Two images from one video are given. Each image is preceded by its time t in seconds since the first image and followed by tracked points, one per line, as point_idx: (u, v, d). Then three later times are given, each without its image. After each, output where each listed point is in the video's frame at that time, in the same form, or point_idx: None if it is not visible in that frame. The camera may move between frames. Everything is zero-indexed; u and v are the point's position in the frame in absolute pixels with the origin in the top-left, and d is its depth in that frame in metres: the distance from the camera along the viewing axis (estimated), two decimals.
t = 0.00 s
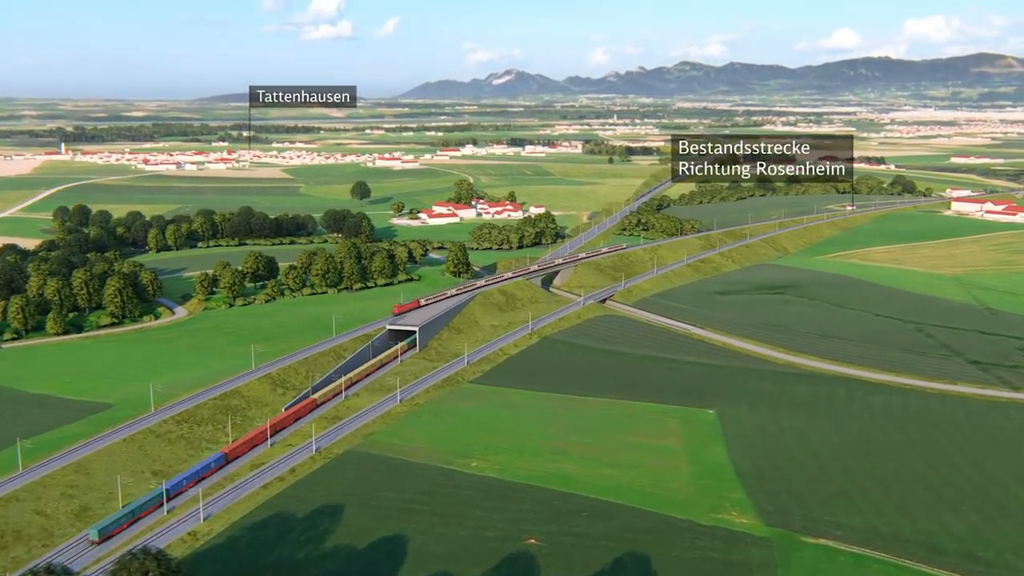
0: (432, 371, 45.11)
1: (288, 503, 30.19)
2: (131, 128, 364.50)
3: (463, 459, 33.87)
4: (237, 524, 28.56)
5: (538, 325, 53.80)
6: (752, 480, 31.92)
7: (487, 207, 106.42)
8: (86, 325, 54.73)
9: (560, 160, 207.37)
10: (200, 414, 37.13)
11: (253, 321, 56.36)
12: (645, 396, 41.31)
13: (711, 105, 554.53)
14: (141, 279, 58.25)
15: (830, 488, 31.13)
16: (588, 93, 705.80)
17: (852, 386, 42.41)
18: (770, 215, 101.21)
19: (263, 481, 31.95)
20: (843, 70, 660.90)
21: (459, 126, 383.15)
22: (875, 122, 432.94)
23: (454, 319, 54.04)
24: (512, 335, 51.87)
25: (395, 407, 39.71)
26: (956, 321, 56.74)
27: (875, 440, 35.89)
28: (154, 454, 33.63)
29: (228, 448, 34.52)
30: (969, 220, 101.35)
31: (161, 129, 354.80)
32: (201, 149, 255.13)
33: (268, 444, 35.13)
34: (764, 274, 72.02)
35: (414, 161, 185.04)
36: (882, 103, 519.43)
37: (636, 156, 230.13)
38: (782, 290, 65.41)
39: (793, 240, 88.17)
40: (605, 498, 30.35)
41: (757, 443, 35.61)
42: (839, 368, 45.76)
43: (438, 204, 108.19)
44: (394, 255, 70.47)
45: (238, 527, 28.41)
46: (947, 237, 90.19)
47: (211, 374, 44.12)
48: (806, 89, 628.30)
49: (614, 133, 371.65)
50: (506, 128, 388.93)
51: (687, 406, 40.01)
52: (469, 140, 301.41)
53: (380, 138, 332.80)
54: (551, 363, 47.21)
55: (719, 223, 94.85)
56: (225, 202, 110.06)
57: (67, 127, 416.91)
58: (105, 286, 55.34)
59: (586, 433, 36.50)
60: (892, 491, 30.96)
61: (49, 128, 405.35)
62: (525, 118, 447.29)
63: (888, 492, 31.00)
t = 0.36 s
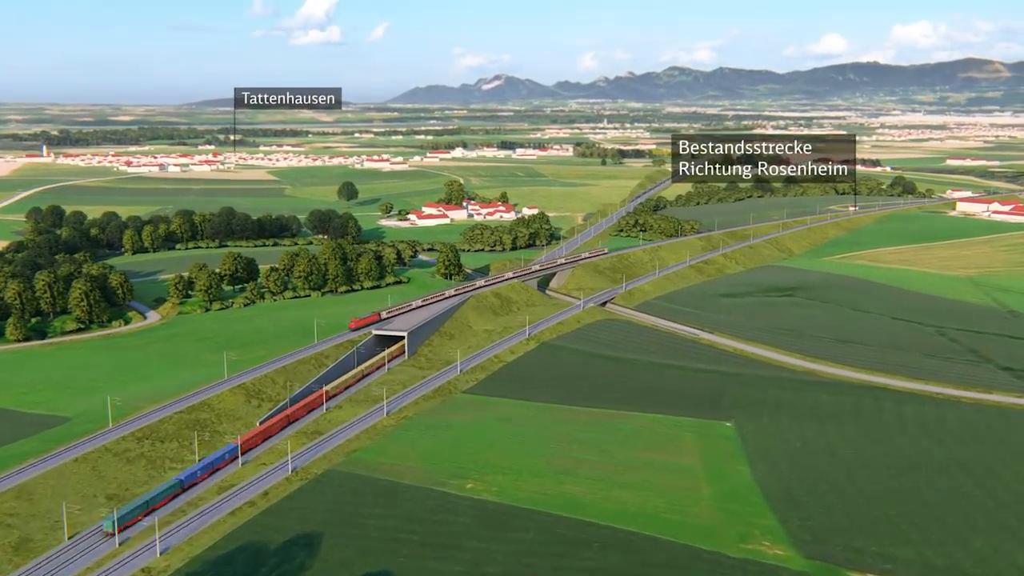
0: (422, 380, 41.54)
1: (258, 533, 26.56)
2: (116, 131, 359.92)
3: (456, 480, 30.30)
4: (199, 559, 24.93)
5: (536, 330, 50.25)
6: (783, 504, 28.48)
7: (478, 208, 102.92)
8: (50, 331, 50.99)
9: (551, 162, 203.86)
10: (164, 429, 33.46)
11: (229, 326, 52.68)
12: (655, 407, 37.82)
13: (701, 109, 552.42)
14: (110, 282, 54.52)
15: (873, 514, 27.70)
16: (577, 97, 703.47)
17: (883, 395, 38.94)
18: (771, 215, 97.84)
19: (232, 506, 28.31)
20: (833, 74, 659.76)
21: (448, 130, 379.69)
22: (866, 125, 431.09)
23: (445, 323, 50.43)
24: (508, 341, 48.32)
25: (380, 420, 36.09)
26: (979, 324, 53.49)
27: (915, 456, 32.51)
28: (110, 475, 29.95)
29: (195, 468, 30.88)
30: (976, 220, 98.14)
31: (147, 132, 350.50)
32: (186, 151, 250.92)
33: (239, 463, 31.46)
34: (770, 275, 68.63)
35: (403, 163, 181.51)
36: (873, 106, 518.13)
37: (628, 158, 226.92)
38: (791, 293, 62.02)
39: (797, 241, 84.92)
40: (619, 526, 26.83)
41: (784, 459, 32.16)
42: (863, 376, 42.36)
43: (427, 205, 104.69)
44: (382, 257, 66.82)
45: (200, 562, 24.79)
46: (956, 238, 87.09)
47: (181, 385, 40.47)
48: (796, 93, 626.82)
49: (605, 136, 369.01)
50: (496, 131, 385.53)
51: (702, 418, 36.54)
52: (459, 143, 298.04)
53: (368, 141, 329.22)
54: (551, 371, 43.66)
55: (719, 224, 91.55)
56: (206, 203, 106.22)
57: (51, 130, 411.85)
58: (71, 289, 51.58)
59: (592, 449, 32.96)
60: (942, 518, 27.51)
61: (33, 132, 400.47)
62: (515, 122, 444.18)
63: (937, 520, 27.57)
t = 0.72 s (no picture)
0: (412, 392, 37.91)
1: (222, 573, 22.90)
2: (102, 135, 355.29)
3: (449, 508, 26.70)
4: None
5: (534, 336, 46.71)
6: (825, 540, 25.04)
7: (470, 209, 99.33)
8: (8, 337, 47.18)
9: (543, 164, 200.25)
10: (120, 450, 29.73)
11: (204, 333, 48.96)
12: (669, 422, 34.27)
13: (692, 113, 549.40)
14: (76, 285, 50.77)
15: (928, 550, 24.35)
16: (568, 101, 700.87)
17: (917, 408, 35.61)
18: (774, 216, 94.41)
19: (193, 540, 24.62)
20: (824, 77, 657.80)
21: (438, 134, 376.26)
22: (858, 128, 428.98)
23: (436, 330, 46.79)
24: (504, 348, 44.73)
25: (365, 438, 32.46)
26: (1006, 328, 50.15)
27: (965, 481, 29.17)
28: (54, 505, 26.23)
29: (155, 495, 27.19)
30: (985, 221, 94.88)
31: (134, 135, 345.82)
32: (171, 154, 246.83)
33: (204, 488, 27.75)
34: (778, 278, 65.18)
35: (393, 165, 177.79)
36: (864, 109, 516.55)
37: (621, 160, 223.65)
38: (803, 296, 58.62)
39: (802, 242, 81.55)
40: (639, 564, 23.29)
41: (818, 484, 28.75)
42: (892, 387, 38.95)
43: (417, 206, 101.02)
44: (369, 259, 63.16)
45: None
46: (967, 239, 83.89)
47: (147, 399, 36.76)
48: (787, 96, 624.61)
49: (596, 139, 366.12)
50: (485, 134, 382.05)
51: (723, 434, 33.03)
52: (448, 146, 294.41)
53: (358, 143, 325.54)
54: (553, 381, 40.13)
55: (720, 224, 88.13)
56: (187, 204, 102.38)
57: (37, 133, 406.84)
58: (32, 293, 47.78)
59: (602, 471, 29.42)
60: (1008, 555, 24.18)
61: (18, 134, 395.28)
62: (506, 125, 440.86)
63: (1001, 557, 24.22)
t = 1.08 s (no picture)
0: (400, 407, 34.30)
1: None
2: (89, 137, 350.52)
3: (443, 546, 23.13)
4: None
5: (533, 344, 43.17)
6: None
7: (461, 210, 95.76)
8: None
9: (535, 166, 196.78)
10: (65, 478, 26.05)
11: (175, 340, 45.28)
12: (687, 441, 30.73)
13: (684, 117, 546.58)
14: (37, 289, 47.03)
15: None
16: (558, 104, 697.93)
17: (959, 423, 32.21)
18: (777, 217, 90.97)
19: None
20: (815, 79, 655.97)
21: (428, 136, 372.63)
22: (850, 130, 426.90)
23: (426, 338, 43.19)
24: (501, 356, 41.15)
25: (347, 460, 28.85)
26: None
27: None
28: None
29: (103, 533, 23.51)
30: (995, 222, 91.59)
31: (121, 138, 340.89)
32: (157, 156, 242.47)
33: (159, 522, 24.08)
34: (788, 281, 61.75)
35: (382, 167, 174.10)
36: (855, 112, 514.93)
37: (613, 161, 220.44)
38: (816, 300, 55.18)
39: (809, 242, 78.17)
40: None
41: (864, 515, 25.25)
42: (928, 399, 35.54)
43: (407, 207, 97.36)
44: (355, 261, 59.50)
45: None
46: (978, 239, 80.72)
47: (105, 417, 33.08)
48: (778, 99, 622.37)
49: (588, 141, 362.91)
50: (476, 137, 378.05)
51: (749, 456, 29.48)
52: (439, 148, 290.94)
53: (347, 146, 321.84)
54: (555, 393, 36.58)
55: (722, 224, 84.76)
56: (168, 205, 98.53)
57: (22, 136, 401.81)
58: None
59: (616, 500, 25.87)
60: None
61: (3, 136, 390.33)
62: (497, 128, 437.52)
63: None
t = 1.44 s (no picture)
0: (386, 427, 30.70)
1: None
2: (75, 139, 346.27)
3: None
4: None
5: (533, 354, 39.62)
6: None
7: (453, 210, 92.22)
8: None
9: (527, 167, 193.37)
10: None
11: (142, 351, 41.61)
12: (710, 467, 27.24)
13: (675, 119, 544.59)
14: None
15: None
16: (550, 106, 695.55)
17: (1013, 445, 28.79)
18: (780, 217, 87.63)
19: None
20: (807, 81, 654.26)
21: (418, 138, 369.22)
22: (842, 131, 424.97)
23: (416, 347, 39.58)
24: (498, 368, 37.58)
25: (324, 492, 25.21)
26: None
27: None
28: None
29: None
30: (1006, 222, 88.37)
31: (108, 140, 336.42)
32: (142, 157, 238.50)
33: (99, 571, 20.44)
34: (799, 285, 58.33)
35: (372, 168, 170.61)
36: (847, 114, 513.40)
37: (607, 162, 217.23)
38: (833, 304, 51.73)
39: (817, 244, 74.84)
40: None
41: (923, 558, 21.76)
42: (972, 416, 32.11)
43: (396, 207, 93.81)
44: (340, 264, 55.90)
45: None
46: (992, 240, 77.51)
47: (53, 440, 29.42)
48: (769, 101, 620.58)
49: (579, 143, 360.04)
50: (468, 138, 375.13)
51: (780, 485, 26.00)
52: (430, 150, 287.73)
53: (336, 147, 318.33)
54: (560, 408, 33.01)
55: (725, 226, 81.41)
56: (148, 206, 94.80)
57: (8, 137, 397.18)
58: None
59: (634, 541, 22.37)
60: None
61: None
62: (487, 130, 434.40)
63: None
